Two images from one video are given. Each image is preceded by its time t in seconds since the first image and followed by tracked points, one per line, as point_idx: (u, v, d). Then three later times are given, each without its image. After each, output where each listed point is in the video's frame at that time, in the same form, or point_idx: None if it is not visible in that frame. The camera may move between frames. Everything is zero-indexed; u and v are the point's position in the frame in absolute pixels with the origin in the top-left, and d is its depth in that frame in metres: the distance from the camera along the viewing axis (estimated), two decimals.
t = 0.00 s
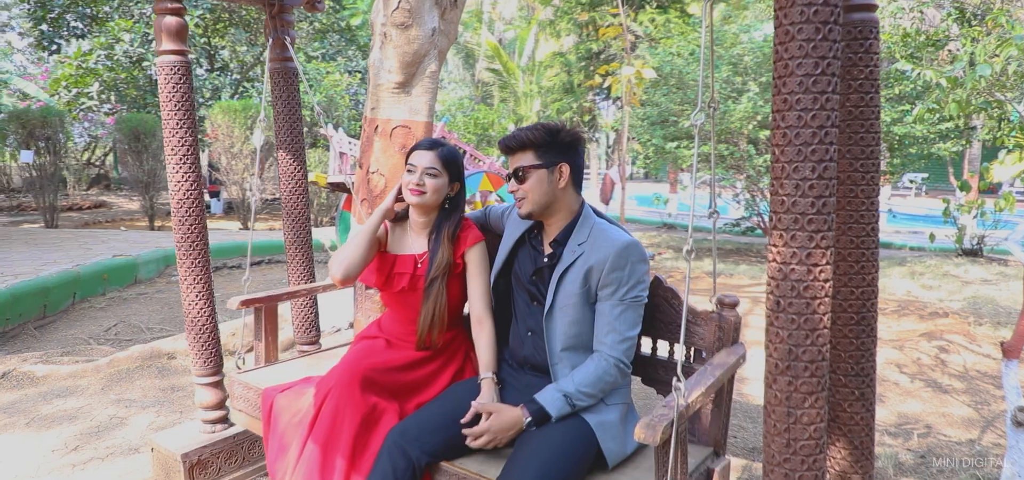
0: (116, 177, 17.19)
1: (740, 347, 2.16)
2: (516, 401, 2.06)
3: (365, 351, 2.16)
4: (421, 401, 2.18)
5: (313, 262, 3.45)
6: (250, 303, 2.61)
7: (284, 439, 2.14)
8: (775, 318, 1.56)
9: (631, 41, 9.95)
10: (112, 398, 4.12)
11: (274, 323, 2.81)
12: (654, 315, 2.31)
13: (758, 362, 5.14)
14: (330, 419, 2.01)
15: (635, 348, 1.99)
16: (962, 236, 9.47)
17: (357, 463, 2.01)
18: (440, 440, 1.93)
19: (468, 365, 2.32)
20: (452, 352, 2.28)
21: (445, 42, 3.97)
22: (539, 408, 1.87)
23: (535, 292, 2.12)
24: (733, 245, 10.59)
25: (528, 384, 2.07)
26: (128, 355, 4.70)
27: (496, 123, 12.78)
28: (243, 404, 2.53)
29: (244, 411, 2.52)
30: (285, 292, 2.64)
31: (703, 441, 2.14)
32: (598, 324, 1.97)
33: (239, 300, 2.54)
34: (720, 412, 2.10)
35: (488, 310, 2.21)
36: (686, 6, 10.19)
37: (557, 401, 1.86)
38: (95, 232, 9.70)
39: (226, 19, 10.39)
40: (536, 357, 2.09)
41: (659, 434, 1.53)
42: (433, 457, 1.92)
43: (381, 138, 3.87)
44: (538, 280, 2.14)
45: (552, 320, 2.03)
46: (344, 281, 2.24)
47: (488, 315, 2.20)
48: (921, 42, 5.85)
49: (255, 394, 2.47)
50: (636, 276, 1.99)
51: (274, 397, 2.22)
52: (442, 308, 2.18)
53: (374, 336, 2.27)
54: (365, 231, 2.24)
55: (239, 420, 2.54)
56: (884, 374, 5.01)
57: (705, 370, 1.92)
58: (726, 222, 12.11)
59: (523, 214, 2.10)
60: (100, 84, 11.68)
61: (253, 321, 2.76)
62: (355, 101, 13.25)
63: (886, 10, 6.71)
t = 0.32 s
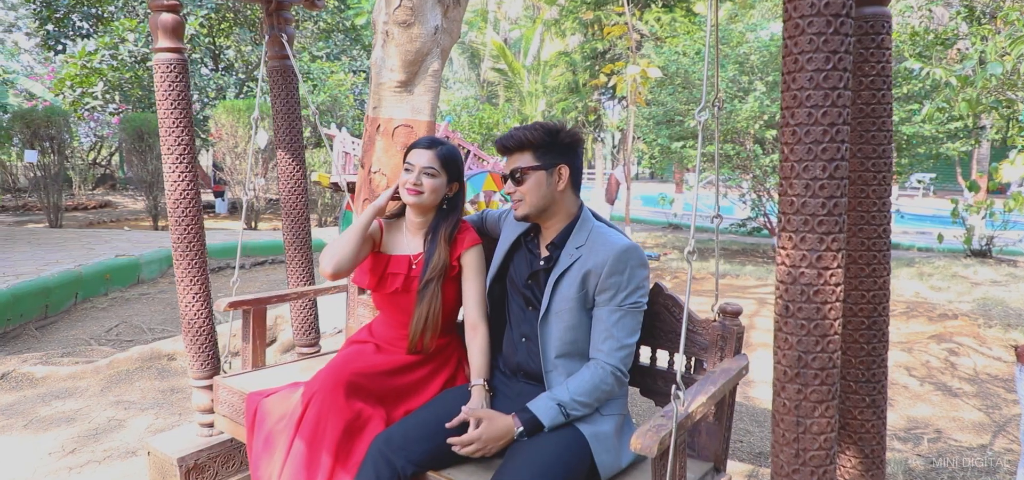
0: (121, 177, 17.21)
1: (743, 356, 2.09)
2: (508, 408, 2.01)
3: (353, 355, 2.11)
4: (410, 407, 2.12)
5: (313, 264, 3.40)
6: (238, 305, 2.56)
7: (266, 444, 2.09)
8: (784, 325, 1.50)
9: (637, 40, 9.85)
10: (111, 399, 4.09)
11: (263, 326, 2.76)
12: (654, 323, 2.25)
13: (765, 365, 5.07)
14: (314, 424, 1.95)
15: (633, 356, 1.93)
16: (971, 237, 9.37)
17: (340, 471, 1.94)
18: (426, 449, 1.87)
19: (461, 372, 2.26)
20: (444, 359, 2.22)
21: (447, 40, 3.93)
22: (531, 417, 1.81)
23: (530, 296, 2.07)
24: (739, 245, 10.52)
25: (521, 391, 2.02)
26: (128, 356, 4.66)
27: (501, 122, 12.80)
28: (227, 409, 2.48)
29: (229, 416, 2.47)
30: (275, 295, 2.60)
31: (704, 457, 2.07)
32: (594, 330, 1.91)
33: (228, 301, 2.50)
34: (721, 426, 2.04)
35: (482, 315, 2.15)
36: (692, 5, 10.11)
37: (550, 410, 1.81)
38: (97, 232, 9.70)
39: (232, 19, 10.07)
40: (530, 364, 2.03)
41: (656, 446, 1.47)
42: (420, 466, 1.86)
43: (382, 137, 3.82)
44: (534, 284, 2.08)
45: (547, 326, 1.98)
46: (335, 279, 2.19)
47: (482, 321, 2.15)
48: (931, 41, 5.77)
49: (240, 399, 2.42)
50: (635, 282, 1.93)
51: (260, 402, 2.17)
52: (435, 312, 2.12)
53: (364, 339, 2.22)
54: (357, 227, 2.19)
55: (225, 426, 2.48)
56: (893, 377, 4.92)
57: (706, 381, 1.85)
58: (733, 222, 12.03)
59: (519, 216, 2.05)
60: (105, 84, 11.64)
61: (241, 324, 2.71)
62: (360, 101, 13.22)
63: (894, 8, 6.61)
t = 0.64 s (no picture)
0: (128, 177, 17.25)
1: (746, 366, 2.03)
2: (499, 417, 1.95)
3: (341, 360, 2.07)
4: (397, 416, 2.08)
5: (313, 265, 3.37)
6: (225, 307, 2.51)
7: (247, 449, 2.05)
8: (793, 331, 1.44)
9: (642, 39, 9.81)
10: (110, 401, 4.05)
11: (252, 329, 2.71)
12: (653, 332, 2.20)
13: (771, 367, 5.01)
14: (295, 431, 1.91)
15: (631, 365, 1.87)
16: (979, 237, 9.26)
17: None
18: (412, 458, 1.83)
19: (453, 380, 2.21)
20: (436, 366, 2.17)
21: (450, 39, 3.87)
22: (523, 426, 1.76)
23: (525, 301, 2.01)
24: (745, 246, 10.44)
25: (513, 400, 1.96)
26: (128, 357, 4.63)
27: (506, 122, 12.75)
28: (210, 414, 2.42)
29: (213, 421, 2.42)
30: (262, 298, 2.55)
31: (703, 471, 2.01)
32: (591, 337, 1.85)
33: (215, 303, 2.47)
34: (722, 440, 1.97)
35: (475, 321, 2.09)
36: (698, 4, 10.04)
37: (544, 419, 1.75)
38: (102, 232, 9.73)
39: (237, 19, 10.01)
40: (522, 372, 1.97)
41: (652, 457, 1.42)
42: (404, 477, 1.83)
43: (384, 137, 3.78)
44: (529, 288, 2.03)
45: (541, 331, 1.92)
46: (324, 274, 2.15)
47: (475, 327, 2.09)
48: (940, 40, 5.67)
49: (224, 404, 2.36)
50: (633, 288, 1.88)
51: (243, 407, 2.13)
52: (428, 315, 2.07)
53: (353, 344, 2.18)
54: (347, 223, 2.14)
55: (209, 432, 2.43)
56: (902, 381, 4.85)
57: (706, 391, 1.78)
58: (740, 222, 11.95)
59: (516, 219, 1.99)
60: (110, 85, 11.64)
61: (230, 327, 2.66)
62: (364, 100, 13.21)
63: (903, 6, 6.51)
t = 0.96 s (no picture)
0: (134, 177, 17.29)
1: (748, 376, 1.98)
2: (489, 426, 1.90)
3: (327, 366, 2.04)
4: (383, 424, 2.05)
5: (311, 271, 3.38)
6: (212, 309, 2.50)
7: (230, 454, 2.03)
8: (802, 338, 1.38)
9: (646, 38, 9.77)
10: (109, 404, 4.02)
11: (241, 333, 2.67)
12: (652, 341, 2.15)
13: (778, 369, 4.94)
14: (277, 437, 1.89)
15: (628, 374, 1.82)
16: (989, 237, 9.16)
17: None
18: (397, 468, 1.80)
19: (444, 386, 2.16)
20: (428, 371, 2.12)
21: (453, 37, 3.82)
22: (513, 436, 1.72)
23: (518, 307, 1.96)
24: (752, 246, 10.36)
25: (503, 409, 1.91)
26: (128, 359, 4.60)
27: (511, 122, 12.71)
28: (195, 420, 2.39)
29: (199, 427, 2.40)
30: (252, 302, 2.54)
31: None
32: (587, 345, 1.80)
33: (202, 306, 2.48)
34: (723, 454, 1.92)
35: (468, 327, 2.03)
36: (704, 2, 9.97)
37: (535, 429, 1.71)
38: (106, 233, 9.74)
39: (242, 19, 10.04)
40: (514, 380, 1.92)
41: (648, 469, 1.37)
42: None
43: (387, 137, 3.73)
44: (523, 293, 1.98)
45: (534, 338, 1.87)
46: (313, 268, 2.12)
47: (468, 333, 2.04)
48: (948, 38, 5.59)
49: (209, 409, 2.33)
50: (632, 294, 1.83)
51: (227, 412, 2.11)
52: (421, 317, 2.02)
53: (342, 348, 2.15)
54: (333, 217, 2.13)
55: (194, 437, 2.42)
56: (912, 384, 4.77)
57: (705, 403, 1.74)
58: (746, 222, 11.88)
59: (513, 221, 1.94)
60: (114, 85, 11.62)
61: (218, 331, 2.63)
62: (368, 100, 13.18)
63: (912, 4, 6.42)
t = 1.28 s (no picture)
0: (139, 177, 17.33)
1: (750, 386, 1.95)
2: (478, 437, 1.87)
3: (313, 372, 2.07)
4: (367, 432, 2.08)
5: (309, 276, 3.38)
6: (200, 312, 2.52)
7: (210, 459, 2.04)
8: (811, 345, 1.32)
9: (651, 37, 9.69)
10: (107, 406, 3.98)
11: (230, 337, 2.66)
12: (651, 348, 2.11)
13: (785, 371, 4.88)
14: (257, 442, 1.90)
15: (626, 382, 1.78)
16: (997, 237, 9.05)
17: None
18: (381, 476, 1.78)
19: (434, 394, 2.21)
20: (417, 379, 2.17)
21: (454, 35, 3.78)
22: (502, 445, 1.69)
23: (511, 311, 1.94)
24: (757, 246, 10.29)
25: (493, 416, 1.89)
26: (127, 361, 4.57)
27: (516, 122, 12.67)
28: (180, 425, 2.37)
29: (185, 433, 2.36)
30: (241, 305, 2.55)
31: None
32: (583, 352, 1.77)
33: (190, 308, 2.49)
34: (723, 466, 1.87)
35: (461, 334, 2.03)
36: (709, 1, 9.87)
37: (526, 438, 1.68)
38: (109, 233, 9.72)
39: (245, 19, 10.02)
40: (506, 387, 1.89)
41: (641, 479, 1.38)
42: None
43: (388, 136, 3.68)
44: (516, 297, 1.96)
45: (528, 343, 1.84)
46: (300, 269, 2.12)
47: (461, 340, 2.02)
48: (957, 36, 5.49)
49: (195, 414, 2.32)
50: (630, 300, 1.80)
51: (210, 416, 2.15)
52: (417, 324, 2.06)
53: (330, 353, 2.19)
54: (320, 218, 2.16)
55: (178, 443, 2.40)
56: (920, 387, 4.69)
57: (703, 414, 1.72)
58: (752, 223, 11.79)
59: (509, 223, 1.93)
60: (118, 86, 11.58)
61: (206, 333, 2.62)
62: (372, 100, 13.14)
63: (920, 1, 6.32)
